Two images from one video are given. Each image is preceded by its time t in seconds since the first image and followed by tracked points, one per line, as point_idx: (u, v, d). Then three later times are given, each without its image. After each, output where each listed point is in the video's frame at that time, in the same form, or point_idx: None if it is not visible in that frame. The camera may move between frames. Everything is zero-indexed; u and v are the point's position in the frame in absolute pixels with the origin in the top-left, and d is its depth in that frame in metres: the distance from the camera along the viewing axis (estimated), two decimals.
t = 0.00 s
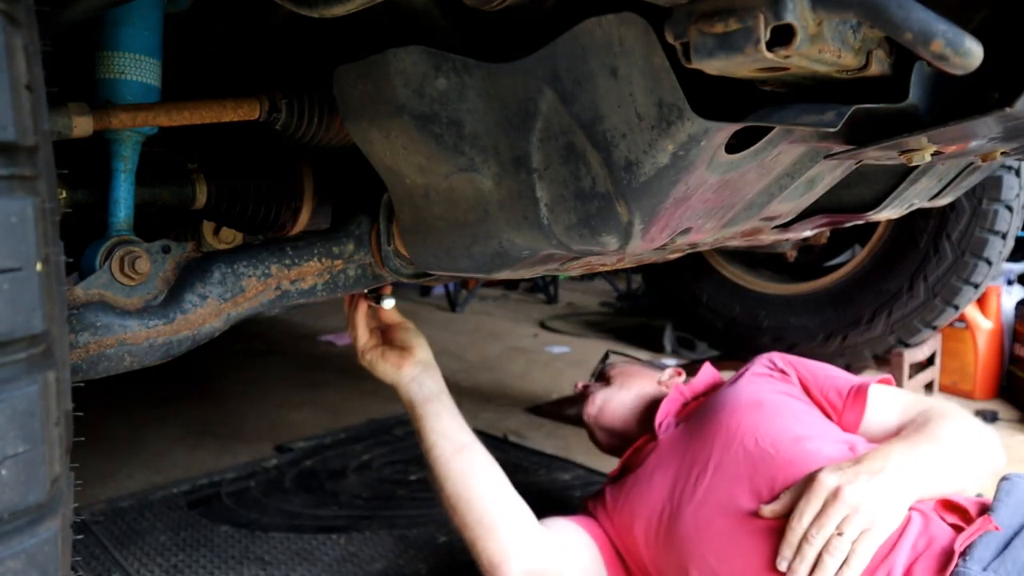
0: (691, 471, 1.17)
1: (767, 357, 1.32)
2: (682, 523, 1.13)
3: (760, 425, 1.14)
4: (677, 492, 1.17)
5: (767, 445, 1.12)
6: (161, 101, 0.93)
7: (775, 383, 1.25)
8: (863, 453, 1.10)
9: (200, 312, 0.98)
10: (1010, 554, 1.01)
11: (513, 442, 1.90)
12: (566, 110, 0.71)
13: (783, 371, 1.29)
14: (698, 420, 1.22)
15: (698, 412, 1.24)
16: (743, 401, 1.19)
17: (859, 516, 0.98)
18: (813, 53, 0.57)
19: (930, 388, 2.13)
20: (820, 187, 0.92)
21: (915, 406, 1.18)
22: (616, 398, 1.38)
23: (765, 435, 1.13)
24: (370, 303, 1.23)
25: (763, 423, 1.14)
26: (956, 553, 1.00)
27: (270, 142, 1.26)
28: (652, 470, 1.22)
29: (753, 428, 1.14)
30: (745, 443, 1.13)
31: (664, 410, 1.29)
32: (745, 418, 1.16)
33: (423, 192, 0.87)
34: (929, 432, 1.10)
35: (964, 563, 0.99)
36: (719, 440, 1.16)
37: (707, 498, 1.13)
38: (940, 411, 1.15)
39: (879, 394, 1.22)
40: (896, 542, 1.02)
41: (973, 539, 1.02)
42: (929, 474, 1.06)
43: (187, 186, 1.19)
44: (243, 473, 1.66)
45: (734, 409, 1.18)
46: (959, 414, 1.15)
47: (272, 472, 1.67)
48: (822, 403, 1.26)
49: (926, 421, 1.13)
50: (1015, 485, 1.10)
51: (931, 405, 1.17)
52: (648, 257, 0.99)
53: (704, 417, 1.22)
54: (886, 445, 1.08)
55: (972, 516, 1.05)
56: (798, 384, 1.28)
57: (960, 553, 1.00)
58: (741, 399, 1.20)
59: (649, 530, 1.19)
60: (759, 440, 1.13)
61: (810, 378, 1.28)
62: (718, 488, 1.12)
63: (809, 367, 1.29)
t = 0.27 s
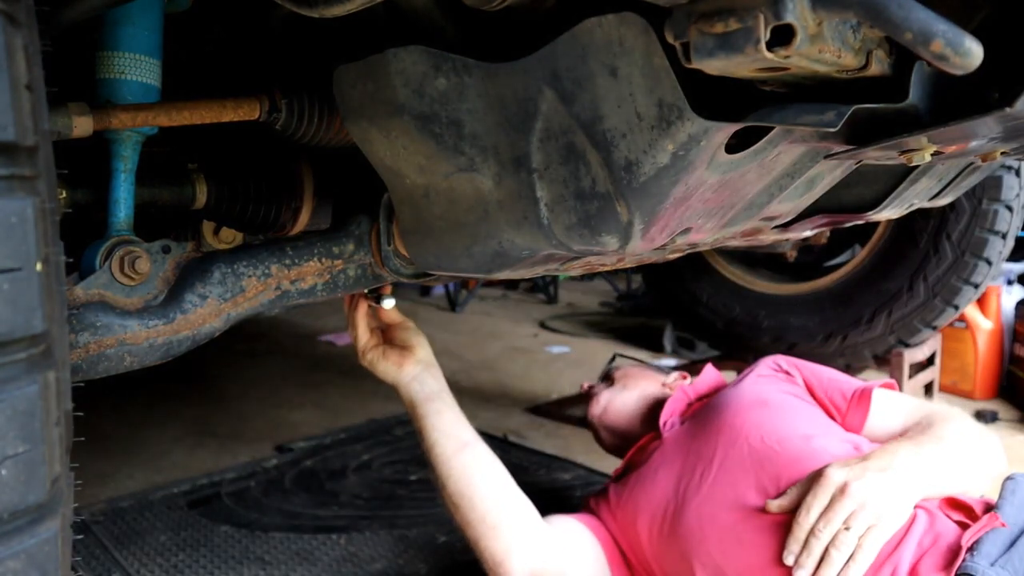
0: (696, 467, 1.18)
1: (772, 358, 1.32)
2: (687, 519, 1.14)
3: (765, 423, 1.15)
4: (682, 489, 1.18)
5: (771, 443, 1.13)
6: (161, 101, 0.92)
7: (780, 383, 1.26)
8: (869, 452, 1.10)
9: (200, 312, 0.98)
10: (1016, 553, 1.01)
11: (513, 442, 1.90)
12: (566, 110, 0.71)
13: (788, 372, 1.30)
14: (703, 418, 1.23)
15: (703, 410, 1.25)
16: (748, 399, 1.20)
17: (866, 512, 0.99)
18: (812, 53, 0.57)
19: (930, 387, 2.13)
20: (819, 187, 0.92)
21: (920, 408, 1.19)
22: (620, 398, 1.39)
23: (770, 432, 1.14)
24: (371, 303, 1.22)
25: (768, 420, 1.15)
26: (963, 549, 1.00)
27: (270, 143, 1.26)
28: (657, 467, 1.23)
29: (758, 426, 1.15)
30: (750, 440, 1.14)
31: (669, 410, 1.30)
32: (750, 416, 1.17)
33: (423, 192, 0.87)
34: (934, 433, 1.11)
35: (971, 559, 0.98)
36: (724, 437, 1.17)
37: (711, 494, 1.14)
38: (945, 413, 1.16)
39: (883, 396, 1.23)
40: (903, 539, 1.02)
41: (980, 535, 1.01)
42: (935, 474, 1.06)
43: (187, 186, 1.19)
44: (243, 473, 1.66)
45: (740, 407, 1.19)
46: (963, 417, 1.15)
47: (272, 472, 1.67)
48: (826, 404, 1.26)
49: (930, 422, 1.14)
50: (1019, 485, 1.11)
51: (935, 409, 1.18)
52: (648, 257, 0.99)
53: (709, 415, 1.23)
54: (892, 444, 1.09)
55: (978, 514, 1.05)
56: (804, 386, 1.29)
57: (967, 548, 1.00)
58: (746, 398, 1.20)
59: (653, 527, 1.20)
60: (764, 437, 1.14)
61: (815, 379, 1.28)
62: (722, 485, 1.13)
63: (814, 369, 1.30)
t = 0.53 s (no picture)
0: (696, 467, 1.18)
1: (772, 358, 1.32)
2: (686, 518, 1.15)
3: (764, 422, 1.15)
4: (681, 488, 1.18)
5: (771, 442, 1.13)
6: (161, 101, 0.92)
7: (779, 383, 1.26)
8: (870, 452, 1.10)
9: (200, 312, 0.98)
10: (1016, 553, 1.01)
11: (514, 442, 1.90)
12: (565, 110, 0.71)
13: (788, 372, 1.30)
14: (703, 418, 1.23)
15: (703, 410, 1.25)
16: (748, 399, 1.20)
17: (866, 513, 0.99)
18: (813, 53, 0.57)
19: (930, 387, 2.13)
20: (818, 188, 0.92)
21: (919, 410, 1.19)
22: (636, 384, 1.39)
23: (770, 432, 1.14)
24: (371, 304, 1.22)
25: (768, 420, 1.16)
26: (963, 549, 1.00)
27: (270, 143, 1.26)
28: (657, 466, 1.23)
29: (758, 426, 1.15)
30: (750, 440, 1.14)
31: (669, 410, 1.30)
32: (750, 416, 1.17)
33: (423, 192, 0.87)
34: (934, 433, 1.11)
35: (971, 558, 0.98)
36: (724, 436, 1.17)
37: (710, 493, 1.14)
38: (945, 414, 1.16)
39: (883, 397, 1.23)
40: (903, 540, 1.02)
41: (980, 535, 1.01)
42: (936, 474, 1.06)
43: (187, 186, 1.19)
44: (243, 473, 1.66)
45: (739, 407, 1.19)
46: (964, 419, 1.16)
47: (272, 472, 1.67)
48: (826, 405, 1.26)
49: (930, 423, 1.14)
50: (1019, 486, 1.11)
51: (935, 410, 1.18)
52: (648, 257, 0.99)
53: (708, 415, 1.23)
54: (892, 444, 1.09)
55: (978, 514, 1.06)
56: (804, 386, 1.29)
57: (967, 548, 1.00)
58: (745, 398, 1.21)
59: (652, 526, 1.20)
60: (764, 437, 1.14)
61: (815, 380, 1.28)
62: (722, 484, 1.14)
63: (814, 370, 1.30)
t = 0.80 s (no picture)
0: (697, 466, 1.18)
1: (775, 359, 1.32)
2: (687, 516, 1.15)
3: (765, 422, 1.16)
4: (682, 487, 1.18)
5: (772, 441, 1.13)
6: (161, 101, 0.92)
7: (781, 384, 1.26)
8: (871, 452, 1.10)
9: (200, 312, 0.98)
10: (1016, 553, 1.00)
11: (514, 442, 1.90)
12: (565, 110, 0.71)
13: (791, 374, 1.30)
14: (705, 418, 1.24)
15: (704, 410, 1.26)
16: (750, 399, 1.20)
17: (867, 511, 0.99)
18: (813, 53, 0.57)
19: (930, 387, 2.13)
20: (818, 188, 0.92)
21: (921, 412, 1.19)
22: (645, 382, 1.40)
23: (771, 431, 1.14)
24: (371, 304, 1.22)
25: (769, 419, 1.16)
26: (962, 549, 1.00)
27: (271, 143, 1.26)
28: (658, 466, 1.23)
29: (759, 425, 1.15)
30: (752, 439, 1.15)
31: (671, 410, 1.31)
32: (751, 415, 1.17)
33: (423, 192, 0.87)
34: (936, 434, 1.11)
35: (970, 558, 0.98)
36: (725, 435, 1.17)
37: (711, 491, 1.14)
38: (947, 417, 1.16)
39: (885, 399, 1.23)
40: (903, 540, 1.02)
41: (979, 534, 1.01)
42: (936, 473, 1.06)
43: (187, 186, 1.19)
44: (243, 473, 1.66)
45: (740, 408, 1.20)
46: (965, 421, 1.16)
47: (272, 472, 1.67)
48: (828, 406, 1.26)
49: (931, 425, 1.14)
50: (1018, 485, 1.10)
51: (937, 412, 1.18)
52: (648, 257, 0.99)
53: (710, 415, 1.23)
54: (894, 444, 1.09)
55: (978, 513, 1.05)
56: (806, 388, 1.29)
57: (967, 548, 1.00)
58: (747, 398, 1.21)
59: (653, 524, 1.20)
60: (765, 436, 1.14)
61: (817, 381, 1.28)
62: (722, 483, 1.14)
63: (816, 371, 1.30)
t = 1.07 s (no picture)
0: (700, 462, 1.19)
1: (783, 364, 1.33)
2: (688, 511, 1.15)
3: (770, 420, 1.17)
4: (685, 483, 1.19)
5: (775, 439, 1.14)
6: (161, 101, 0.92)
7: (788, 386, 1.27)
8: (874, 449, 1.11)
9: (200, 312, 0.98)
10: (1015, 553, 0.99)
11: (514, 442, 1.90)
12: (566, 110, 0.71)
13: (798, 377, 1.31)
14: (710, 417, 1.24)
15: (710, 409, 1.27)
16: (754, 398, 1.21)
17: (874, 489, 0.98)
18: (812, 53, 0.57)
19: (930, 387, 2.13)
20: (818, 188, 0.92)
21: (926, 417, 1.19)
22: (657, 379, 1.40)
23: (774, 429, 1.15)
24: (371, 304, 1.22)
25: (773, 417, 1.17)
26: (960, 550, 0.99)
27: (271, 143, 1.26)
28: (662, 462, 1.24)
29: (763, 423, 1.16)
30: (755, 437, 1.16)
31: (679, 410, 1.32)
32: (756, 414, 1.18)
33: (423, 192, 0.87)
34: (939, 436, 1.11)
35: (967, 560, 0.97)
36: (729, 432, 1.18)
37: (713, 487, 1.14)
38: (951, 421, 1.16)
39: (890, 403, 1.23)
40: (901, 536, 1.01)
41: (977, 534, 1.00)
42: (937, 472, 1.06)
43: (187, 186, 1.19)
44: (243, 473, 1.66)
45: (745, 406, 1.21)
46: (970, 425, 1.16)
47: (272, 472, 1.67)
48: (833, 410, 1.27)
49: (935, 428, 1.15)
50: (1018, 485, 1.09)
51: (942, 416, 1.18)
52: (648, 257, 0.99)
53: (715, 414, 1.24)
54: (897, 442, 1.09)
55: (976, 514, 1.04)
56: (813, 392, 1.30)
57: (965, 549, 0.99)
58: (752, 397, 1.22)
59: (654, 520, 1.21)
60: (769, 433, 1.15)
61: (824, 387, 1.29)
62: (725, 478, 1.14)
63: (824, 376, 1.31)
